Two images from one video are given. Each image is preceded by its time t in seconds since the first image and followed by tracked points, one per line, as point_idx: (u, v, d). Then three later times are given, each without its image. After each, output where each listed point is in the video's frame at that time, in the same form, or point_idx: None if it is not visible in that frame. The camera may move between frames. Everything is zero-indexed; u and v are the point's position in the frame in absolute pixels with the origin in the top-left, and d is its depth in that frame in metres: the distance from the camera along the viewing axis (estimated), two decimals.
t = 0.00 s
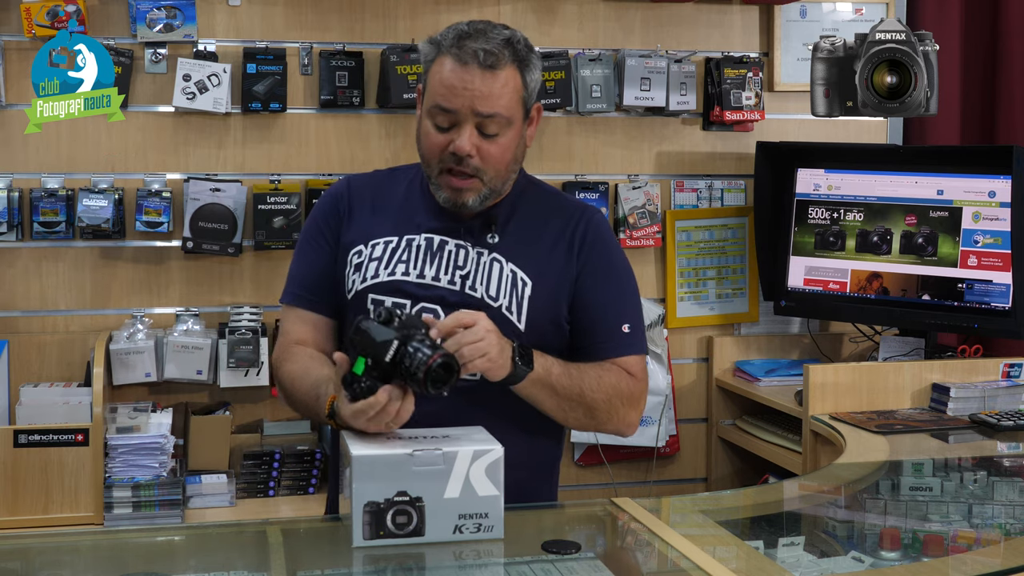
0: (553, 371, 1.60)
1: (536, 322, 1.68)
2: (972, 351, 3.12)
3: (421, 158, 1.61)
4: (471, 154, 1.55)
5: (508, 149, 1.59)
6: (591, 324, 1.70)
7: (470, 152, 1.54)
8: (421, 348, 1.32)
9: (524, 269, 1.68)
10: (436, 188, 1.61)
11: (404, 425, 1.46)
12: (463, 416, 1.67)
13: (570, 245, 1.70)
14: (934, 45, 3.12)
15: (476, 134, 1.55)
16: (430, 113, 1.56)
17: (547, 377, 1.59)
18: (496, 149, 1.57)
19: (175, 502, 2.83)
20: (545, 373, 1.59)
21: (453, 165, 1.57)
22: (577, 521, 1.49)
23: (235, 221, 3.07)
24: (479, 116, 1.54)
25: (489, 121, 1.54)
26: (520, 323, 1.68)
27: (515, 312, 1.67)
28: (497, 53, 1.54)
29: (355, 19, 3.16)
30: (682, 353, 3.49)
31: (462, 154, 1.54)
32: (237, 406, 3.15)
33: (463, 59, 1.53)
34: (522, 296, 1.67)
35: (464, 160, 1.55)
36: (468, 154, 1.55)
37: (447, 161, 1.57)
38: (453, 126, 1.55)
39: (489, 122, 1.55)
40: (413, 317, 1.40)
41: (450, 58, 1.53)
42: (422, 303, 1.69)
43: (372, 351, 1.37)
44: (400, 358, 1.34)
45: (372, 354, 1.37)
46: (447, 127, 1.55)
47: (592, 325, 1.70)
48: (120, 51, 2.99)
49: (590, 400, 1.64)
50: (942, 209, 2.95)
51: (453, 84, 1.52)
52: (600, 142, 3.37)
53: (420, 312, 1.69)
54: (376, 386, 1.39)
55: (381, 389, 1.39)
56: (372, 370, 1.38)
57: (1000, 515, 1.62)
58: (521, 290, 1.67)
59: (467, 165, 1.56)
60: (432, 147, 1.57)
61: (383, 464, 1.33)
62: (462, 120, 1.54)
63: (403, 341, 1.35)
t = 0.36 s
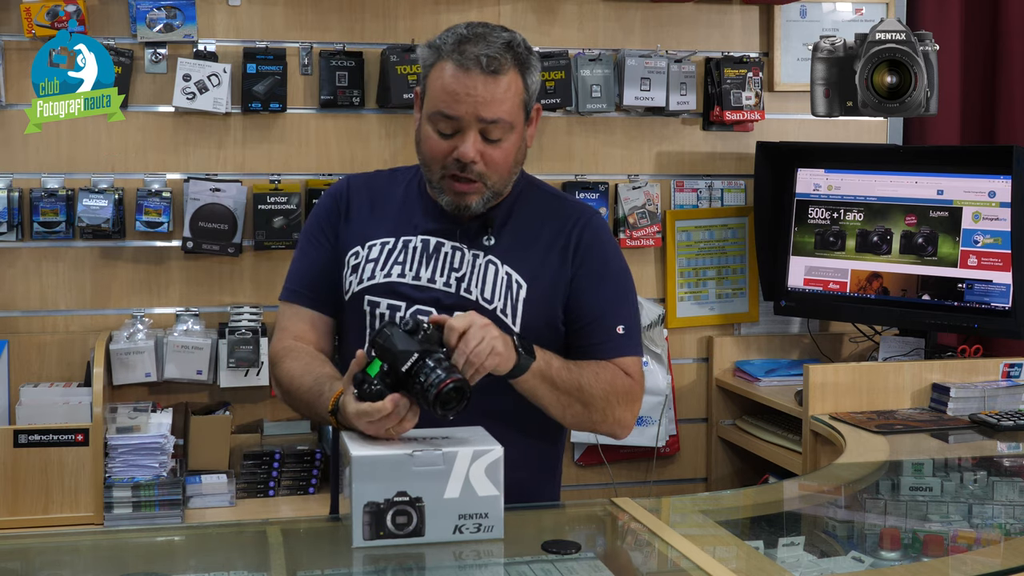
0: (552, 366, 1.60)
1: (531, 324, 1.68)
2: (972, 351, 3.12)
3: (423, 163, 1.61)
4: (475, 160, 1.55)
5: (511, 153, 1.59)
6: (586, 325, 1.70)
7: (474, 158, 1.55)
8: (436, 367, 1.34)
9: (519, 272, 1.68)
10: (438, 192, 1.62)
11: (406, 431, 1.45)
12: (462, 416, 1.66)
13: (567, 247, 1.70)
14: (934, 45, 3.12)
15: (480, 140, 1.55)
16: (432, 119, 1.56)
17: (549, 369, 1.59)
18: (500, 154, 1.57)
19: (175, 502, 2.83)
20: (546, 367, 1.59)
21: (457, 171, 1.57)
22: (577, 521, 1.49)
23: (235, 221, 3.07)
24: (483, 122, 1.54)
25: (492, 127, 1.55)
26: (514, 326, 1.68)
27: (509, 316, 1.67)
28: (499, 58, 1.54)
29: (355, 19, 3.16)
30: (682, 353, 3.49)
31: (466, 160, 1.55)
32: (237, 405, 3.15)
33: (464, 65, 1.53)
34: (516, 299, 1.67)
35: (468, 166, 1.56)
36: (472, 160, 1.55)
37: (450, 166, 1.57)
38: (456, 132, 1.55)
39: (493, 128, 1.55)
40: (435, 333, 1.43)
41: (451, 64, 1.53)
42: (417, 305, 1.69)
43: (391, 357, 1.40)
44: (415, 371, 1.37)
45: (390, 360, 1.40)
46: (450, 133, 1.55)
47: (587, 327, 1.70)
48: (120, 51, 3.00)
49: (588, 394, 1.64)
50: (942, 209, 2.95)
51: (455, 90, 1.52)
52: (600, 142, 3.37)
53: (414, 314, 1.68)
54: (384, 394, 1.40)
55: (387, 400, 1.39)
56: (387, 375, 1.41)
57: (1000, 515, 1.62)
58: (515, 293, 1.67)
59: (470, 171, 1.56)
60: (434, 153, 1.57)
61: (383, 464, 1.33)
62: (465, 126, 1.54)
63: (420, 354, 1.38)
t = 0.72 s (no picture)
0: (555, 360, 1.60)
1: (529, 317, 1.69)
2: (972, 350, 3.12)
3: (418, 159, 1.61)
4: (471, 152, 1.55)
5: (506, 145, 1.59)
6: (582, 319, 1.69)
7: (470, 149, 1.54)
8: (441, 365, 1.35)
9: (515, 265, 1.68)
10: (434, 186, 1.60)
11: (407, 431, 1.45)
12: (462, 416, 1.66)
13: (561, 240, 1.70)
14: (934, 45, 3.11)
15: (475, 132, 1.55)
16: (427, 113, 1.56)
17: (554, 365, 1.59)
18: (495, 146, 1.57)
19: (175, 502, 2.83)
20: (550, 362, 1.58)
21: (454, 162, 1.56)
22: (577, 521, 1.49)
23: (235, 221, 3.07)
24: (478, 114, 1.54)
25: (487, 119, 1.55)
26: (513, 319, 1.68)
27: (507, 308, 1.67)
28: (493, 50, 1.55)
29: (356, 19, 3.16)
30: (682, 353, 3.49)
31: (463, 152, 1.54)
32: (237, 406, 3.15)
33: (458, 57, 1.53)
34: (514, 292, 1.68)
35: (464, 158, 1.55)
36: (468, 151, 1.54)
37: (446, 159, 1.56)
38: (452, 125, 1.55)
39: (488, 120, 1.55)
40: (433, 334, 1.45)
41: (445, 57, 1.54)
42: (415, 301, 1.69)
43: (392, 358, 1.40)
44: (417, 371, 1.37)
45: (393, 361, 1.40)
46: (446, 126, 1.55)
47: (583, 321, 1.69)
48: (120, 51, 3.00)
49: (591, 389, 1.64)
50: (942, 209, 2.95)
51: (450, 83, 1.53)
52: (600, 142, 3.37)
53: (412, 310, 1.69)
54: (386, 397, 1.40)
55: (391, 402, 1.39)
56: (388, 377, 1.41)
57: (1000, 515, 1.62)
58: (513, 286, 1.68)
59: (467, 163, 1.56)
60: (429, 147, 1.57)
61: (383, 464, 1.33)
62: (460, 119, 1.54)
63: (423, 354, 1.38)
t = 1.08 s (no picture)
0: (554, 362, 1.60)
1: (525, 317, 1.69)
2: (972, 350, 3.12)
3: (412, 160, 1.61)
4: (465, 151, 1.55)
5: (500, 145, 1.59)
6: (579, 319, 1.69)
7: (464, 149, 1.54)
8: (437, 363, 1.35)
9: (510, 265, 1.68)
10: (428, 187, 1.60)
11: (406, 431, 1.45)
12: (462, 416, 1.66)
13: (556, 240, 1.70)
14: (934, 45, 3.11)
15: (469, 132, 1.55)
16: (420, 114, 1.56)
17: (553, 369, 1.59)
18: (489, 145, 1.57)
19: (175, 502, 2.83)
20: (550, 366, 1.59)
21: (447, 162, 1.56)
22: (577, 521, 1.49)
23: (235, 221, 3.07)
24: (472, 114, 1.54)
25: (481, 118, 1.55)
26: (509, 319, 1.68)
27: (503, 308, 1.67)
28: (486, 50, 1.55)
29: (356, 19, 3.16)
30: (682, 353, 3.49)
31: (457, 152, 1.54)
32: (238, 406, 3.15)
33: (452, 57, 1.53)
34: (509, 292, 1.68)
35: (458, 158, 1.55)
36: (462, 151, 1.54)
37: (441, 159, 1.56)
38: (446, 125, 1.55)
39: (481, 119, 1.55)
40: (428, 330, 1.44)
41: (438, 57, 1.54)
42: (411, 302, 1.69)
43: (387, 357, 1.40)
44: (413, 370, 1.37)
45: (387, 361, 1.40)
46: (440, 127, 1.55)
47: (579, 320, 1.69)
48: (120, 51, 3.00)
49: (590, 389, 1.64)
50: (941, 209, 2.95)
51: (444, 83, 1.53)
52: (600, 142, 3.37)
53: (408, 311, 1.68)
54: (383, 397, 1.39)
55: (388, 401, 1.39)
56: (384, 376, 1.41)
57: (1000, 515, 1.62)
58: (508, 286, 1.68)
59: (461, 163, 1.56)
60: (423, 147, 1.57)
61: (382, 464, 1.33)
62: (454, 119, 1.54)
63: (417, 352, 1.38)
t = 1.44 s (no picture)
0: (554, 359, 1.60)
1: (522, 319, 1.68)
2: (972, 351, 3.12)
3: (412, 162, 1.61)
4: (465, 154, 1.55)
5: (499, 148, 1.59)
6: (576, 320, 1.70)
7: (464, 152, 1.54)
8: (440, 362, 1.35)
9: (506, 267, 1.68)
10: (427, 189, 1.60)
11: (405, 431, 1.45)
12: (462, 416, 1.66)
13: (552, 242, 1.70)
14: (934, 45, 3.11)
15: (469, 135, 1.55)
16: (420, 117, 1.56)
17: (552, 365, 1.59)
18: (489, 149, 1.57)
19: (175, 502, 2.83)
20: (549, 362, 1.59)
21: (448, 166, 1.56)
22: (577, 521, 1.49)
23: (235, 221, 3.07)
24: (472, 117, 1.54)
25: (481, 121, 1.55)
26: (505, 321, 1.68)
27: (498, 310, 1.68)
28: (486, 52, 1.55)
29: (356, 19, 3.16)
30: (682, 353, 3.49)
31: (457, 155, 1.54)
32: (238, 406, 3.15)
33: (452, 59, 1.53)
34: (505, 294, 1.68)
35: (458, 161, 1.55)
36: (462, 154, 1.54)
37: (440, 162, 1.56)
38: (446, 128, 1.55)
39: (482, 122, 1.55)
40: (433, 331, 1.44)
41: (438, 60, 1.54)
42: (407, 303, 1.69)
43: (391, 353, 1.40)
44: (417, 367, 1.37)
45: (393, 358, 1.40)
46: (440, 129, 1.55)
47: (576, 321, 1.70)
48: (120, 51, 3.00)
49: (588, 386, 1.64)
50: (941, 209, 2.95)
51: (444, 86, 1.53)
52: (600, 142, 3.37)
53: (405, 312, 1.69)
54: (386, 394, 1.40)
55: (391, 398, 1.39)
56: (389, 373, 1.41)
57: (1000, 515, 1.62)
58: (504, 288, 1.68)
59: (461, 166, 1.56)
60: (423, 150, 1.57)
61: (382, 464, 1.33)
62: (454, 122, 1.54)
63: (421, 350, 1.38)
